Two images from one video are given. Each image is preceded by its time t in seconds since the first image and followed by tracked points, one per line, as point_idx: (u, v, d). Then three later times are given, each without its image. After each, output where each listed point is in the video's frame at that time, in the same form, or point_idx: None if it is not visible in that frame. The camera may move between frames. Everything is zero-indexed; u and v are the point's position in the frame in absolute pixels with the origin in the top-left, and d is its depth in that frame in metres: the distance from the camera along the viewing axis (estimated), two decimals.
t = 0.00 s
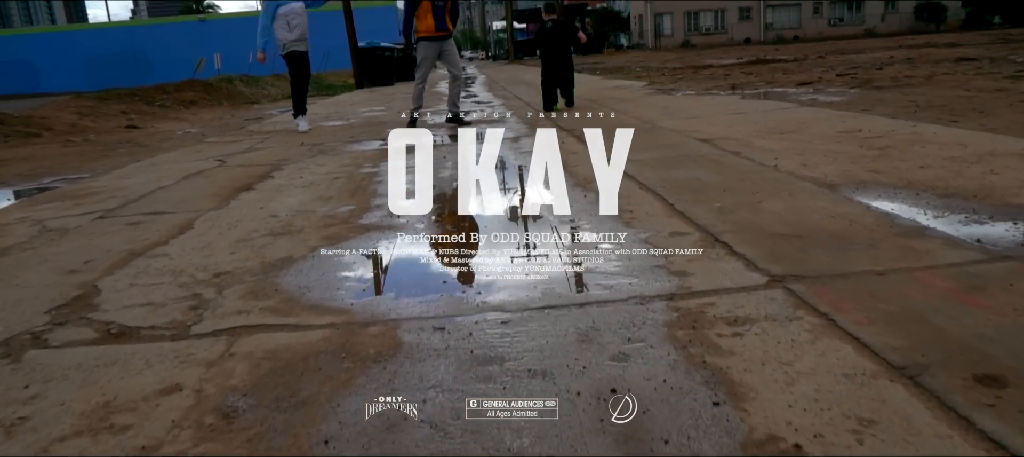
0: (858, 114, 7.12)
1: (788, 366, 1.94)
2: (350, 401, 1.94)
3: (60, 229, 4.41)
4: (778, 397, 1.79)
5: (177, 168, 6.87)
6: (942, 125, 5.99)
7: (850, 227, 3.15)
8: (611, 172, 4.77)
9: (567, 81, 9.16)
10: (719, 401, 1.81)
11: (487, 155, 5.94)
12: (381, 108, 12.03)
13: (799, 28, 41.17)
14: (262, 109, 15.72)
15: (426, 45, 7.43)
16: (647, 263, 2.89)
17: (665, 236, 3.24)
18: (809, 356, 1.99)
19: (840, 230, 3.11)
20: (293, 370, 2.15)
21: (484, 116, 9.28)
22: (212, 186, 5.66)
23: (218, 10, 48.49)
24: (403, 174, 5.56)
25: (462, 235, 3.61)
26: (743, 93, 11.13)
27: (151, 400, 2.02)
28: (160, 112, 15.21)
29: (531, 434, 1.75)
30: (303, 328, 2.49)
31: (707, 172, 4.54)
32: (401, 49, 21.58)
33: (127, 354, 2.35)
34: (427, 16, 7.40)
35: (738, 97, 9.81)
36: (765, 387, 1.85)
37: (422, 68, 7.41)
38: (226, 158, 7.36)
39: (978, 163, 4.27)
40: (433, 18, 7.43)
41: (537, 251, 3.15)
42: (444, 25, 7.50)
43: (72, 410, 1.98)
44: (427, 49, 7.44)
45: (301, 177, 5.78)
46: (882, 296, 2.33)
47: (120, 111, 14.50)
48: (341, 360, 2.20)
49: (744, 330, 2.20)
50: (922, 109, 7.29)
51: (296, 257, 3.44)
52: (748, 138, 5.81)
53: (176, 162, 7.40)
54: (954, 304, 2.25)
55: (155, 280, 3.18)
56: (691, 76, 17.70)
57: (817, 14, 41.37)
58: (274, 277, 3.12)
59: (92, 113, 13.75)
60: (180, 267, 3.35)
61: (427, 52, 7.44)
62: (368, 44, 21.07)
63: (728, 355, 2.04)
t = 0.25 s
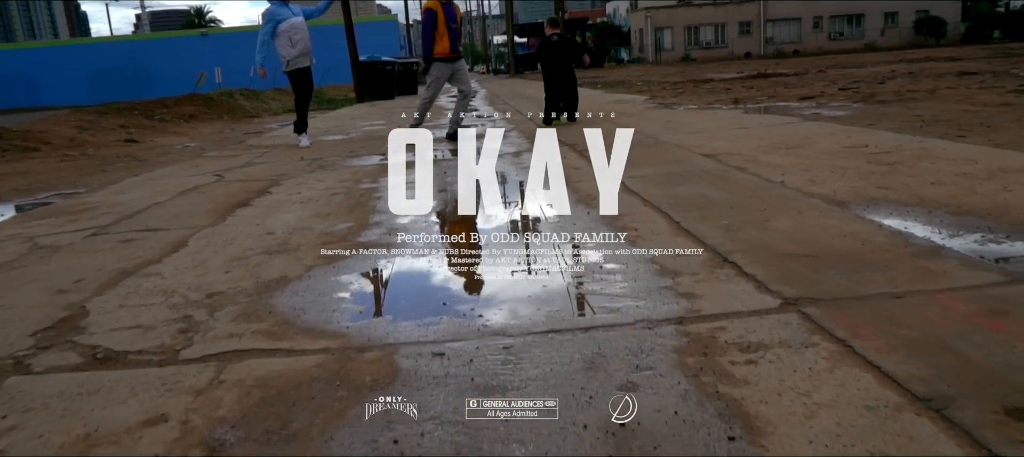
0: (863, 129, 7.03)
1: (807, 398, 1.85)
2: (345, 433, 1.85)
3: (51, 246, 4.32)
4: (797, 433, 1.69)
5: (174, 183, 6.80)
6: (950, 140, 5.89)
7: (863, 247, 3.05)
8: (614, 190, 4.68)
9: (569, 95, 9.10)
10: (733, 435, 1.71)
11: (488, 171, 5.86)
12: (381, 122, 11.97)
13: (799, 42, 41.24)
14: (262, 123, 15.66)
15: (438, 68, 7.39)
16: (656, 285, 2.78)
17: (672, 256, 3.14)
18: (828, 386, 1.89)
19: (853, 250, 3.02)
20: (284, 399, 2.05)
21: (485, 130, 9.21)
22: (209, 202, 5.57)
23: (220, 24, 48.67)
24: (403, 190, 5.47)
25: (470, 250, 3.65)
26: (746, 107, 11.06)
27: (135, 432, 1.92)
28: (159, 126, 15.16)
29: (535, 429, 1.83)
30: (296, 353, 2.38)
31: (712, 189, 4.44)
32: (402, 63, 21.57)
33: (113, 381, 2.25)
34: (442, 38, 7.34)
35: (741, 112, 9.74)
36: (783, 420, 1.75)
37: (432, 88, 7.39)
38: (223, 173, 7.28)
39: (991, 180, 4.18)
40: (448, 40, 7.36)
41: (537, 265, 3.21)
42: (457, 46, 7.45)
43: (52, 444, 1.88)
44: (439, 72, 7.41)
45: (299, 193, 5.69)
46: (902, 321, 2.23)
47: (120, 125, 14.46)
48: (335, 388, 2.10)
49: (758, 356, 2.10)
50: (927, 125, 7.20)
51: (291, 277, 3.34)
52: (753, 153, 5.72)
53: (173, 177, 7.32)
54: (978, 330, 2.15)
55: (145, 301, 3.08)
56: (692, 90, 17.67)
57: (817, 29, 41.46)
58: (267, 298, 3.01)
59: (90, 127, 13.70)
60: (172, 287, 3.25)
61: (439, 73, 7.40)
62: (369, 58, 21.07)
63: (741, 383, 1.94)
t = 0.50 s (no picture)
0: (868, 144, 6.95)
1: (829, 431, 1.75)
2: None
3: (43, 264, 4.23)
4: None
5: (172, 199, 6.72)
6: (958, 156, 5.81)
7: (878, 266, 2.96)
8: (618, 208, 4.58)
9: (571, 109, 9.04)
10: None
11: (490, 188, 5.77)
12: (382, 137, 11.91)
13: (799, 56, 41.27)
14: (262, 137, 15.61)
15: (449, 66, 7.29)
16: (664, 307, 2.68)
17: (679, 276, 3.04)
18: (850, 418, 1.79)
19: (866, 270, 2.92)
20: (276, 430, 1.95)
21: (486, 145, 9.14)
22: (205, 218, 5.49)
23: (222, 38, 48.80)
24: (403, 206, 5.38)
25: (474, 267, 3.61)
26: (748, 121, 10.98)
27: None
28: (160, 140, 15.12)
29: (533, 427, 1.91)
30: (290, 379, 2.28)
31: (719, 205, 4.36)
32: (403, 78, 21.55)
33: (97, 409, 2.15)
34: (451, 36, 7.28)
35: (744, 126, 9.66)
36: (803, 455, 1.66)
37: (445, 85, 7.26)
38: (222, 188, 7.21)
39: (1004, 196, 4.09)
40: (457, 39, 7.31)
41: (539, 278, 3.24)
42: (465, 45, 7.41)
43: None
44: (450, 69, 7.31)
45: (297, 209, 5.61)
46: (923, 347, 2.14)
47: (120, 139, 14.41)
48: (330, 417, 2.00)
49: (774, 384, 2.00)
50: (933, 140, 7.12)
51: (288, 297, 3.24)
52: (759, 169, 5.64)
53: (171, 193, 7.24)
54: (1004, 358, 2.05)
55: (136, 322, 2.98)
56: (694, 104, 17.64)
57: (817, 43, 41.51)
58: (261, 321, 2.91)
59: (90, 141, 13.64)
60: (163, 308, 3.15)
61: (450, 72, 7.31)
62: (370, 73, 21.08)
63: (756, 413, 1.85)
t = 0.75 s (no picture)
0: (873, 158, 6.87)
1: None
2: None
3: (33, 281, 4.13)
4: None
5: (169, 214, 6.63)
6: (966, 170, 5.73)
7: (892, 285, 2.87)
8: (622, 224, 4.49)
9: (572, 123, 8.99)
10: None
11: (491, 204, 5.68)
12: (382, 151, 11.85)
13: (799, 70, 41.32)
14: (262, 151, 15.55)
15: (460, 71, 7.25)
16: (672, 329, 2.58)
17: (687, 295, 2.95)
18: (874, 451, 1.70)
19: (881, 288, 2.83)
20: None
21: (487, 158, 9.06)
22: (201, 233, 5.40)
23: (224, 53, 48.95)
24: (403, 221, 5.30)
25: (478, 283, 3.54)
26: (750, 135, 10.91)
27: None
28: (159, 155, 15.06)
29: (534, 426, 1.97)
30: (283, 405, 2.18)
31: (725, 221, 4.27)
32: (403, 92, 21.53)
33: (80, 438, 2.05)
34: (460, 42, 7.24)
35: (746, 140, 9.59)
36: None
37: (459, 93, 7.23)
38: (219, 203, 7.14)
39: (1016, 212, 4.00)
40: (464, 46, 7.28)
41: (539, 292, 3.23)
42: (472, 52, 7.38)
43: None
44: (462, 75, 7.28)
45: (295, 224, 5.52)
46: (945, 372, 2.05)
47: (119, 153, 14.35)
48: (324, 448, 1.91)
49: (790, 411, 1.91)
50: (939, 154, 7.04)
51: (283, 316, 3.15)
52: (764, 184, 5.55)
53: (168, 207, 7.16)
54: None
55: (125, 343, 2.88)
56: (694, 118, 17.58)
57: (817, 57, 41.56)
58: (254, 342, 2.81)
59: (89, 155, 13.57)
60: (154, 328, 3.05)
61: (461, 78, 7.25)
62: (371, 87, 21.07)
63: (772, 444, 1.76)
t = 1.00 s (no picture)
0: (879, 171, 6.79)
1: None
2: None
3: (24, 298, 4.04)
4: None
5: (165, 228, 6.56)
6: (974, 184, 5.64)
7: (910, 303, 2.78)
8: (627, 239, 4.38)
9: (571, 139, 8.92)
10: None
11: (492, 219, 5.58)
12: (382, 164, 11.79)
13: (799, 84, 41.39)
14: (261, 165, 15.50)
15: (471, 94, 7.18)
16: (681, 350, 2.48)
17: (695, 313, 2.86)
18: None
19: (898, 307, 2.74)
20: None
21: (487, 172, 8.99)
22: (198, 248, 5.32)
23: (225, 67, 49.10)
24: (403, 236, 5.19)
25: (480, 298, 3.47)
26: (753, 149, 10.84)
27: None
28: (159, 168, 15.02)
29: (533, 423, 2.05)
30: (277, 432, 2.09)
31: (731, 236, 4.18)
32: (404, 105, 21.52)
33: None
34: (468, 65, 7.19)
35: (749, 154, 9.51)
36: None
37: (469, 116, 7.19)
38: (216, 217, 7.07)
39: None
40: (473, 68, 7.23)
41: (539, 306, 3.19)
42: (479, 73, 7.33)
43: None
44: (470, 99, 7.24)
45: (293, 240, 5.44)
46: (971, 398, 1.96)
47: (118, 167, 14.31)
48: None
49: (808, 440, 1.82)
50: (946, 167, 6.95)
51: (278, 335, 3.05)
52: (769, 198, 5.46)
53: (165, 221, 7.09)
54: None
55: (114, 363, 2.79)
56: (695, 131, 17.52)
57: (817, 70, 41.62)
58: (249, 364, 2.71)
59: (88, 169, 13.53)
60: (145, 347, 2.96)
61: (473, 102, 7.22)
62: (371, 100, 21.06)
63: None
